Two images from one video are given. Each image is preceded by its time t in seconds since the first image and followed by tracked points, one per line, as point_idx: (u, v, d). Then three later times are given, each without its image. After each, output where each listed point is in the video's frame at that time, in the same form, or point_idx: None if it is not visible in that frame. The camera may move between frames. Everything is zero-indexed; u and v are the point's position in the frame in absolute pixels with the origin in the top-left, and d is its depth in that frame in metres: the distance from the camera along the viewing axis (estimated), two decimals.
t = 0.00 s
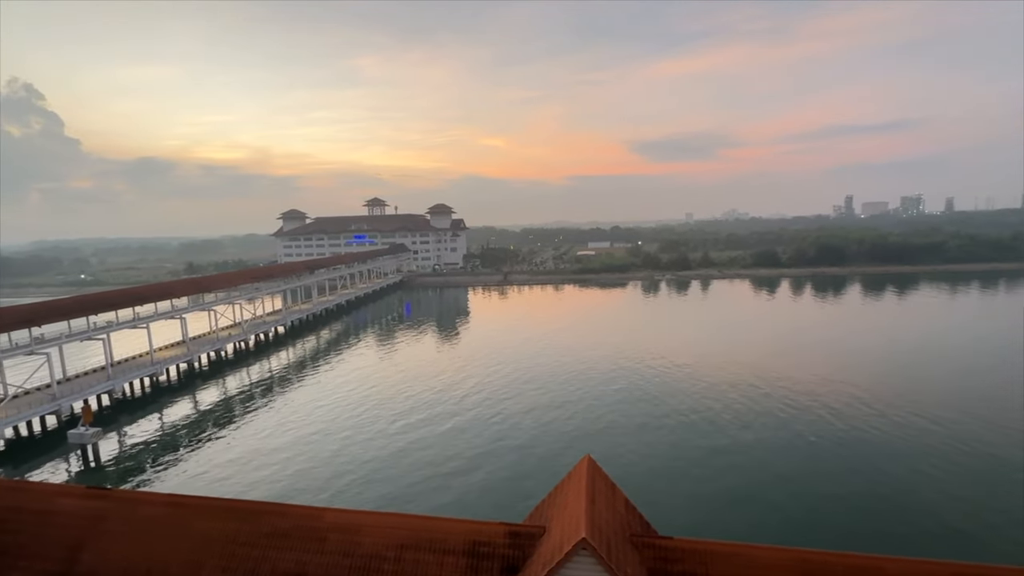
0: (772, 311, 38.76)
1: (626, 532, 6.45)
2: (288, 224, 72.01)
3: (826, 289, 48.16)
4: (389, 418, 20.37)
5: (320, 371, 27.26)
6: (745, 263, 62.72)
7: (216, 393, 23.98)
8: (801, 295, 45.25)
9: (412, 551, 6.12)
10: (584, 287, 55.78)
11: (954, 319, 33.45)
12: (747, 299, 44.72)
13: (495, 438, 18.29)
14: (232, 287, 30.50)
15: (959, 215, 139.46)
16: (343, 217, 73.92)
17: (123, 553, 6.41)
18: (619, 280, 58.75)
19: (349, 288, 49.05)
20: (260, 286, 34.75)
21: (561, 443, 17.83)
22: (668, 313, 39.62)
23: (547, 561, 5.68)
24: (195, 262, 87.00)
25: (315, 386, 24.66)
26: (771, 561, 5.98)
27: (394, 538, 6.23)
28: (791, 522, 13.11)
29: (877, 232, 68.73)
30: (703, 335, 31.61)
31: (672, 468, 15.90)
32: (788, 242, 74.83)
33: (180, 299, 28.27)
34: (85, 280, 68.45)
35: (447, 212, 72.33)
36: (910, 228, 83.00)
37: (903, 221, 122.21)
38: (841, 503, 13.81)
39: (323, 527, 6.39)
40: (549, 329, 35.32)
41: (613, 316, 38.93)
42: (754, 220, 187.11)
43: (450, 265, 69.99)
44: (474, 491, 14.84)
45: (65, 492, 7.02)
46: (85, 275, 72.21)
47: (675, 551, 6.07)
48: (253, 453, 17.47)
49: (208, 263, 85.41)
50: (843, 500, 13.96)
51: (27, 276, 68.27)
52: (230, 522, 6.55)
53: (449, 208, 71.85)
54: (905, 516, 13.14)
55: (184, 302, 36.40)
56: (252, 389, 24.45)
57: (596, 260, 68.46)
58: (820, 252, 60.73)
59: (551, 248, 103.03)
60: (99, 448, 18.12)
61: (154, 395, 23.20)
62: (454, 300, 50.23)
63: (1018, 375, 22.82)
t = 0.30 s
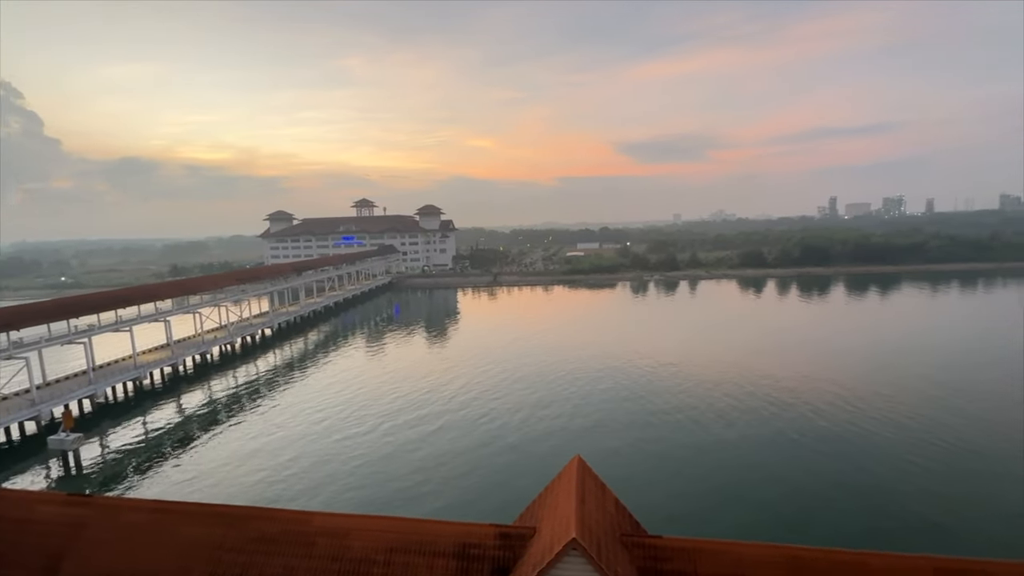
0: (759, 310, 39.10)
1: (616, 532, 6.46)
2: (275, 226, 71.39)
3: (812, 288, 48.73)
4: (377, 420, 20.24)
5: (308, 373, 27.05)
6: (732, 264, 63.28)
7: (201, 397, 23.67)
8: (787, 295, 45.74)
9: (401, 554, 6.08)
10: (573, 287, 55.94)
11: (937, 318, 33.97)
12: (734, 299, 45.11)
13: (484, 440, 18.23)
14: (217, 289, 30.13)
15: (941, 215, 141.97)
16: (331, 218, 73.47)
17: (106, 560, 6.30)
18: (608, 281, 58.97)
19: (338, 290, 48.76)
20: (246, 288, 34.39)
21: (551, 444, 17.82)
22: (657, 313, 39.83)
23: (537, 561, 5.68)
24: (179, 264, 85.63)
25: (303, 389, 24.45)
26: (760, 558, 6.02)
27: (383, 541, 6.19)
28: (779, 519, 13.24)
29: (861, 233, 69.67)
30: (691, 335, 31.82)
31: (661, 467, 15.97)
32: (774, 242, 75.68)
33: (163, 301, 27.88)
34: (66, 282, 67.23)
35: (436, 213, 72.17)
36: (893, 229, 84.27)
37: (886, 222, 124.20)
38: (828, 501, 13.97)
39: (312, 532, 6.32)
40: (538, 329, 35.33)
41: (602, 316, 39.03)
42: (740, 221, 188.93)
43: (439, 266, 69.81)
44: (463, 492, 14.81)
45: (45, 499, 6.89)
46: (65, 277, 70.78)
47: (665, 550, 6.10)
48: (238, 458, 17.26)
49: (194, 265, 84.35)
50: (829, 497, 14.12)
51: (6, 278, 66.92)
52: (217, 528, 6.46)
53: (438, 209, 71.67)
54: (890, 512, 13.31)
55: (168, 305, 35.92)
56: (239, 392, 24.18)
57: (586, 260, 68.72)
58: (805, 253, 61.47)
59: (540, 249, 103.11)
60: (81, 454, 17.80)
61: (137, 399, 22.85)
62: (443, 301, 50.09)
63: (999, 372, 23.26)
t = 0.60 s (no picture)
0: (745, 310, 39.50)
1: (605, 532, 6.47)
2: (260, 227, 70.64)
3: (795, 288, 49.40)
4: (363, 422, 20.09)
5: (294, 376, 26.79)
6: (717, 264, 63.91)
7: (184, 401, 23.31)
8: (771, 295, 46.28)
9: (388, 558, 6.03)
10: (561, 288, 56.10)
11: (918, 317, 34.57)
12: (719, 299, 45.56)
13: (472, 441, 18.19)
14: (201, 291, 29.72)
15: (923, 215, 144.60)
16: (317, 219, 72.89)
17: (85, 568, 6.19)
18: (595, 282, 59.22)
19: (324, 291, 48.38)
20: (230, 290, 33.98)
21: (539, 445, 17.85)
22: (644, 313, 40.05)
23: (526, 562, 5.68)
24: (161, 266, 84.36)
25: (289, 392, 24.20)
26: (748, 555, 6.07)
27: (371, 545, 6.14)
28: (766, 516, 13.37)
29: (843, 233, 70.72)
30: (677, 336, 32.05)
31: (648, 467, 16.06)
32: (758, 243, 76.65)
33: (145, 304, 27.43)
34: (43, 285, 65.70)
35: (424, 215, 71.93)
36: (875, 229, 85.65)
37: (868, 223, 126.38)
38: (812, 498, 14.14)
39: (298, 537, 6.25)
40: (526, 330, 35.37)
41: (589, 317, 39.14)
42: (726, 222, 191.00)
43: (427, 267, 69.60)
44: (451, 494, 14.77)
45: (20, 508, 6.74)
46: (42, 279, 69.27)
47: (652, 549, 6.13)
48: (222, 463, 17.03)
49: (176, 267, 83.07)
50: (813, 494, 14.30)
51: None
52: (200, 534, 6.38)
53: (426, 210, 71.42)
54: (873, 508, 13.52)
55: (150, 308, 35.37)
56: (223, 396, 23.87)
57: (573, 261, 68.98)
58: (788, 253, 62.28)
59: (527, 250, 103.10)
60: (58, 461, 17.43)
61: (118, 404, 22.45)
62: (431, 302, 49.91)
63: (977, 369, 23.78)
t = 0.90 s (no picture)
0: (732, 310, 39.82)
1: (594, 532, 6.48)
2: (244, 228, 69.86)
3: (780, 288, 49.96)
4: (350, 425, 19.96)
5: (279, 379, 26.53)
6: (704, 265, 64.46)
7: (167, 405, 22.96)
8: (756, 295, 46.76)
9: (377, 562, 5.98)
10: (549, 289, 56.20)
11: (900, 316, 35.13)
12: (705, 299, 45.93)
13: (460, 443, 18.14)
14: (184, 293, 29.31)
15: (902, 216, 147.48)
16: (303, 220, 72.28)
17: None
18: (583, 282, 59.41)
19: (310, 293, 47.99)
20: (214, 292, 33.54)
21: (527, 446, 17.83)
22: (631, 314, 40.23)
23: (515, 563, 5.67)
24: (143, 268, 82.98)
25: (274, 395, 23.95)
26: (734, 552, 6.10)
27: (360, 549, 6.09)
28: (752, 514, 13.48)
29: (826, 234, 71.55)
30: (664, 335, 32.23)
31: (636, 467, 16.13)
32: (744, 244, 77.46)
33: (126, 307, 26.99)
34: (20, 288, 64.26)
35: (411, 215, 71.67)
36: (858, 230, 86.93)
37: (851, 224, 128.27)
38: (797, 495, 14.29)
39: (285, 542, 6.19)
40: (514, 331, 35.36)
41: (578, 318, 39.22)
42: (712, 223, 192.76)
43: (415, 268, 69.35)
44: (438, 496, 14.71)
45: None
46: (19, 282, 67.78)
47: (641, 548, 6.15)
48: (206, 468, 16.80)
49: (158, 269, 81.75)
50: (798, 491, 14.46)
51: None
52: (184, 541, 6.28)
53: (413, 211, 71.16)
54: (857, 504, 13.70)
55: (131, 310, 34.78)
56: (207, 400, 23.56)
57: (562, 262, 69.21)
58: (773, 254, 62.98)
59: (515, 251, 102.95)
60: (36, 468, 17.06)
61: (99, 409, 22.05)
62: (419, 303, 49.67)
63: (956, 367, 24.24)
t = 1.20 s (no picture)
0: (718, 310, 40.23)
1: (582, 532, 6.49)
2: (229, 229, 69.05)
3: (765, 288, 50.54)
4: (336, 428, 19.80)
5: (264, 382, 26.21)
6: (690, 265, 65.00)
7: (148, 410, 22.58)
8: (741, 295, 47.27)
9: (364, 566, 5.94)
10: (537, 290, 56.25)
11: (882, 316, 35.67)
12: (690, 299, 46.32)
13: (446, 445, 18.07)
14: (167, 295, 28.85)
15: (884, 217, 150.01)
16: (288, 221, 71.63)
17: None
18: (571, 283, 59.55)
19: (296, 295, 47.57)
20: (198, 294, 33.09)
21: (515, 447, 17.82)
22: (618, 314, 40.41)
23: (504, 564, 5.65)
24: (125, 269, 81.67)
25: (259, 398, 23.68)
26: (720, 550, 6.14)
27: (347, 552, 6.04)
28: (738, 512, 13.59)
29: (809, 234, 72.50)
30: (651, 336, 32.41)
31: (623, 466, 16.20)
32: (729, 244, 78.26)
33: (106, 310, 26.50)
34: None
35: (399, 216, 71.36)
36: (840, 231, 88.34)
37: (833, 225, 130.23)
38: (782, 492, 14.44)
39: (270, 547, 6.12)
40: (502, 333, 35.35)
41: (566, 319, 39.35)
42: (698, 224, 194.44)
43: (402, 270, 69.06)
44: (425, 498, 14.65)
45: None
46: None
47: (629, 547, 6.17)
48: (188, 472, 16.57)
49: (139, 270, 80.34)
50: (783, 489, 14.62)
51: None
52: (166, 547, 6.19)
53: (401, 212, 70.86)
54: (840, 501, 13.86)
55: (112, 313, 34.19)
56: (190, 404, 23.21)
57: (549, 262, 69.40)
58: (758, 254, 63.69)
59: (503, 252, 102.90)
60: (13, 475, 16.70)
61: (77, 414, 21.63)
62: (407, 305, 49.49)
63: (937, 365, 24.66)
